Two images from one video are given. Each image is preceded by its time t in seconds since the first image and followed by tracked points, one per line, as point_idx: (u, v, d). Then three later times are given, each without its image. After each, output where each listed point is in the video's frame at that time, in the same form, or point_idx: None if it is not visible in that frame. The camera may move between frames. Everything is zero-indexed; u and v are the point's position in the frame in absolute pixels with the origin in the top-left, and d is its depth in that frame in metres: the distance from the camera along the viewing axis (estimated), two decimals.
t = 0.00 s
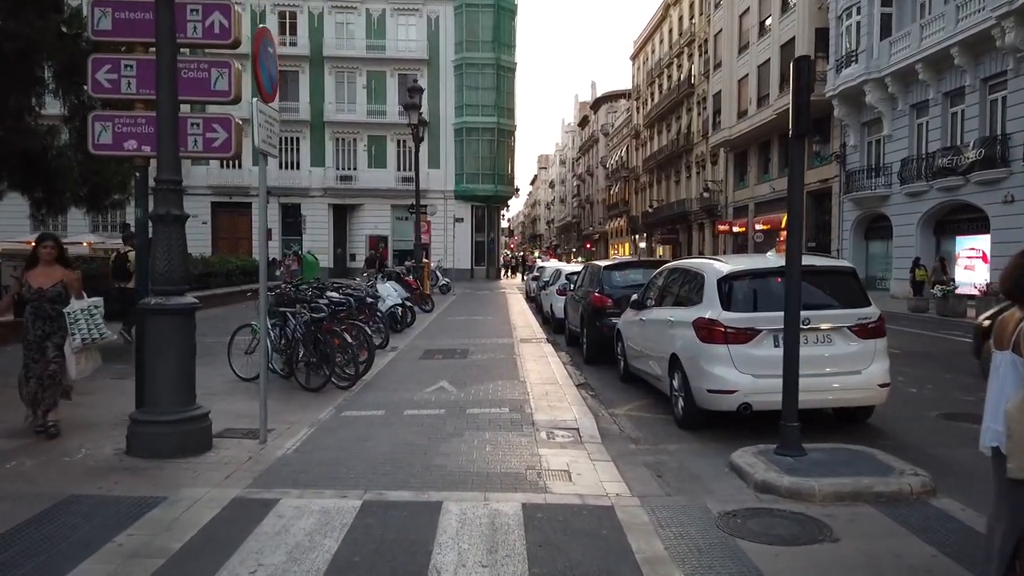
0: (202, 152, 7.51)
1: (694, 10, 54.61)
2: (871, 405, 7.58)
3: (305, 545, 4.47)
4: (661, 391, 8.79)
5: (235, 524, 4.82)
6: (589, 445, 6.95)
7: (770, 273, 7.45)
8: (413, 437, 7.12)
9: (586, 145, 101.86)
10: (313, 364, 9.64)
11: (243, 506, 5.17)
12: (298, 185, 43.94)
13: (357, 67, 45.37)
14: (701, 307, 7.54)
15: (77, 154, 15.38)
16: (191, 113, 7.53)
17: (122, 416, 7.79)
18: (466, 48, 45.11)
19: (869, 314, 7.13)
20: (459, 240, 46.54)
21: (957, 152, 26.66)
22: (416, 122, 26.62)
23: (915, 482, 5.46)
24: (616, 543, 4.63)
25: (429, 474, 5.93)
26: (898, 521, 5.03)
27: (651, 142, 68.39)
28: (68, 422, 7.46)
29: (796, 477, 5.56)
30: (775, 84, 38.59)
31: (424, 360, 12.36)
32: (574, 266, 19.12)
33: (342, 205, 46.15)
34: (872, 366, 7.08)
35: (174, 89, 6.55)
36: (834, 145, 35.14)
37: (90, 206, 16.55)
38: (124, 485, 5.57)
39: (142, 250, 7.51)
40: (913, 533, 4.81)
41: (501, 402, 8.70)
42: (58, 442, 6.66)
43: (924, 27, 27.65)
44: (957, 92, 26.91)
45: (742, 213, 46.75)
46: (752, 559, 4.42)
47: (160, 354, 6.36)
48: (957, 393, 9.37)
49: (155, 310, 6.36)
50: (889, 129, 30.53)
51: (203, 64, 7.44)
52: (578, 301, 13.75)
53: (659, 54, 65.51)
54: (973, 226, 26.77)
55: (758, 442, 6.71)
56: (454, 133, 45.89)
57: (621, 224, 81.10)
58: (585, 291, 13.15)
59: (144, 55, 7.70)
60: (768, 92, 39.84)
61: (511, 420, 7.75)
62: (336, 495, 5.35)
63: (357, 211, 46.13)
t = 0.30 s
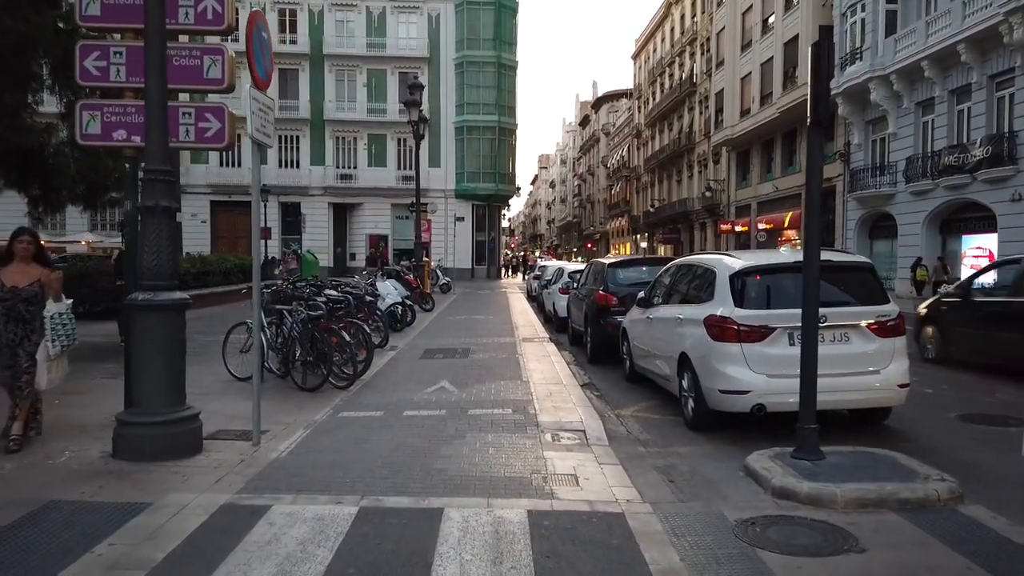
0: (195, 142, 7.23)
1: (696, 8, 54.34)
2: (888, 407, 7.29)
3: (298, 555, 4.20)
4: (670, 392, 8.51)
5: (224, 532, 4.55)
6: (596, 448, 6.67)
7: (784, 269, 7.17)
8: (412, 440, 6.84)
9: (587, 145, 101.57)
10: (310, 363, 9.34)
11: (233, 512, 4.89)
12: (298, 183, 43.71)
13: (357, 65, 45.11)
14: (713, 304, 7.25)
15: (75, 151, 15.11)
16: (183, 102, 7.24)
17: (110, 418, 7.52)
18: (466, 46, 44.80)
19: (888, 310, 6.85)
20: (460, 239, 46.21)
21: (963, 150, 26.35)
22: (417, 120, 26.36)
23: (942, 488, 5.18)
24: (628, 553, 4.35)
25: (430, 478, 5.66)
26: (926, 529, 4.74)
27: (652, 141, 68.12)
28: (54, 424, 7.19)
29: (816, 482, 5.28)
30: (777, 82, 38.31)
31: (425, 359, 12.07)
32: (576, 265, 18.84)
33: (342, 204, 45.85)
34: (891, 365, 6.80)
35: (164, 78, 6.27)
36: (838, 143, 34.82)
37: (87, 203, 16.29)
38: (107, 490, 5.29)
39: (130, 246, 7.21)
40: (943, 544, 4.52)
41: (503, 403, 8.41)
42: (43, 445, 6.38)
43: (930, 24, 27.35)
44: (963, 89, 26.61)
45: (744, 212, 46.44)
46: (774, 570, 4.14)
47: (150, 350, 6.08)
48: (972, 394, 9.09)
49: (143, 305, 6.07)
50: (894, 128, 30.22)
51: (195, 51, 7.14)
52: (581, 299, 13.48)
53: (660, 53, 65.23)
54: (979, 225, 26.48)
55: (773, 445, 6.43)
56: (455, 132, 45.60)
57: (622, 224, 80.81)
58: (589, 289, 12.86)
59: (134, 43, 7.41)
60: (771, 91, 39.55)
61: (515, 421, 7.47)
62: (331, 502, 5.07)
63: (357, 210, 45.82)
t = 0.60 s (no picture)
0: (184, 137, 6.97)
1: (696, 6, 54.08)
2: (902, 412, 7.05)
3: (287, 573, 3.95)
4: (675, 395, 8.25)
5: (209, 548, 4.29)
6: (600, 455, 6.42)
7: (794, 269, 6.92)
8: (409, 446, 6.58)
9: (587, 144, 101.25)
10: (305, 365, 9.06)
11: (220, 525, 4.63)
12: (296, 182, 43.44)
13: (356, 62, 44.82)
14: (721, 305, 7.00)
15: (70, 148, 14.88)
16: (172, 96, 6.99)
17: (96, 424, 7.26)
18: (466, 44, 44.52)
19: (903, 312, 6.60)
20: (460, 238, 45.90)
21: (967, 148, 26.05)
22: (416, 118, 26.09)
23: (966, 500, 4.92)
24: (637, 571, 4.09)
25: (427, 488, 5.41)
26: (951, 544, 4.49)
27: (652, 140, 67.85)
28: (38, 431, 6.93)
29: (833, 493, 5.02)
30: (779, 80, 38.04)
31: (423, 361, 11.81)
32: (577, 264, 18.58)
33: (340, 203, 45.55)
34: (906, 369, 6.55)
35: (150, 70, 5.99)
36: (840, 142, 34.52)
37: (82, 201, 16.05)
38: (88, 501, 5.03)
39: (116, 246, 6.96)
40: (971, 561, 4.26)
41: (503, 406, 8.15)
42: (24, 452, 6.11)
43: (934, 21, 27.10)
44: (967, 86, 26.37)
45: (745, 210, 46.16)
46: None
47: (135, 353, 5.83)
48: (985, 397, 8.82)
49: (128, 307, 5.81)
50: (897, 126, 29.96)
51: (184, 43, 6.88)
52: (583, 299, 13.23)
53: (660, 52, 64.95)
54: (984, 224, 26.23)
55: (785, 453, 6.17)
56: (455, 130, 45.30)
57: (622, 223, 80.54)
58: (591, 288, 12.59)
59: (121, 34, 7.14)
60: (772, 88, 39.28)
61: (516, 426, 7.21)
62: (323, 514, 4.81)
63: (356, 209, 45.51)
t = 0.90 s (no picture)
0: (170, 126, 6.68)
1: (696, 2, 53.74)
2: (918, 411, 6.77)
3: None
4: (682, 394, 7.96)
5: (189, 558, 4.00)
6: (604, 455, 6.15)
7: (807, 261, 6.64)
8: (405, 447, 6.30)
9: (586, 141, 100.87)
10: (298, 363, 8.78)
11: (201, 533, 4.35)
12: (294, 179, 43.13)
13: (354, 58, 44.48)
14: (730, 300, 6.73)
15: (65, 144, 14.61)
16: (157, 81, 6.68)
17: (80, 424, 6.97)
18: (465, 39, 44.16)
19: (921, 307, 6.33)
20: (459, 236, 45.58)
21: (971, 143, 25.76)
22: (413, 112, 25.77)
23: (995, 503, 4.66)
24: None
25: (424, 492, 5.12)
26: (982, 551, 4.22)
27: (652, 136, 67.54)
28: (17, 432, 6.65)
29: (854, 497, 4.75)
30: (780, 76, 37.75)
31: (421, 358, 11.51)
32: (577, 260, 18.29)
33: (338, 200, 45.23)
34: (924, 366, 6.27)
35: (131, 53, 5.68)
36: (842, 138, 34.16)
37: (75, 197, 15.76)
38: (64, 507, 4.74)
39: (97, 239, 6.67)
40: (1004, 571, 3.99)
41: (504, 405, 7.86)
42: None
43: (937, 15, 26.81)
44: (971, 81, 26.08)
45: (745, 207, 45.86)
46: None
47: (118, 350, 5.53)
48: (1002, 395, 8.55)
49: (109, 300, 5.51)
50: (900, 121, 29.68)
51: (169, 25, 6.54)
52: (584, 295, 12.92)
53: (660, 48, 64.64)
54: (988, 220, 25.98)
55: (799, 454, 5.90)
56: (453, 126, 44.95)
57: (622, 220, 80.22)
58: (593, 284, 12.30)
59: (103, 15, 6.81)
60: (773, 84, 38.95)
61: (517, 426, 6.92)
62: (313, 521, 4.52)
63: (354, 206, 45.16)
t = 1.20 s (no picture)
0: (155, 116, 6.35)
1: None
2: (941, 416, 6.45)
3: None
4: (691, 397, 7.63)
5: None
6: (611, 463, 5.83)
7: (823, 259, 6.32)
8: (402, 453, 5.98)
9: (587, 137, 100.49)
10: (292, 364, 8.45)
11: (181, 551, 4.04)
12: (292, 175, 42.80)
13: (352, 54, 44.09)
14: (744, 299, 6.40)
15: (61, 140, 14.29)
16: (142, 70, 6.35)
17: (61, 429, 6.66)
18: (466, 34, 43.79)
19: (945, 306, 6.01)
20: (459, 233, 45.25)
21: (977, 139, 25.39)
22: (413, 107, 25.42)
23: None
24: None
25: (422, 505, 4.80)
26: None
27: (653, 133, 67.16)
28: None
29: (881, 511, 4.42)
30: (783, 71, 37.38)
31: (419, 358, 11.18)
32: (580, 257, 17.96)
33: (337, 196, 44.87)
34: (949, 369, 5.94)
35: (111, 38, 5.35)
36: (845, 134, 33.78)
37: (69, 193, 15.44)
38: (34, 522, 4.42)
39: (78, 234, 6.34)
40: None
41: (505, 408, 7.54)
42: None
43: (943, 8, 26.44)
44: (977, 76, 25.72)
45: (747, 204, 45.52)
46: None
47: (98, 351, 5.20)
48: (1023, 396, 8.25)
49: (87, 299, 5.18)
50: (905, 116, 29.32)
51: (154, 10, 6.20)
52: (587, 293, 12.60)
53: (661, 44, 64.24)
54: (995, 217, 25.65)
55: (819, 463, 5.58)
56: (453, 123, 44.55)
57: (622, 217, 79.88)
58: (596, 282, 11.96)
59: None
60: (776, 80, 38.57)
61: (519, 432, 6.59)
62: (302, 537, 4.20)
63: (353, 203, 44.80)
